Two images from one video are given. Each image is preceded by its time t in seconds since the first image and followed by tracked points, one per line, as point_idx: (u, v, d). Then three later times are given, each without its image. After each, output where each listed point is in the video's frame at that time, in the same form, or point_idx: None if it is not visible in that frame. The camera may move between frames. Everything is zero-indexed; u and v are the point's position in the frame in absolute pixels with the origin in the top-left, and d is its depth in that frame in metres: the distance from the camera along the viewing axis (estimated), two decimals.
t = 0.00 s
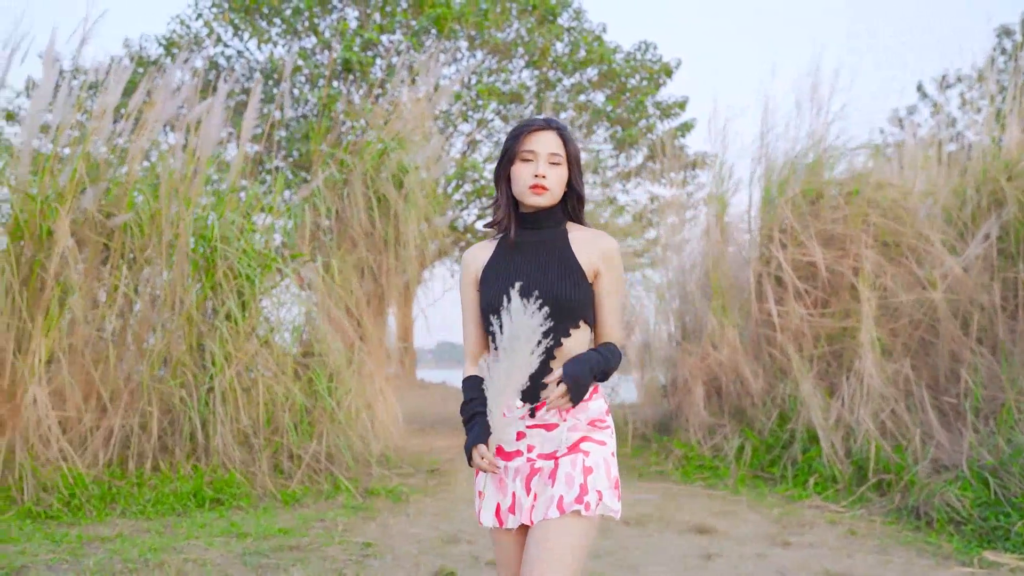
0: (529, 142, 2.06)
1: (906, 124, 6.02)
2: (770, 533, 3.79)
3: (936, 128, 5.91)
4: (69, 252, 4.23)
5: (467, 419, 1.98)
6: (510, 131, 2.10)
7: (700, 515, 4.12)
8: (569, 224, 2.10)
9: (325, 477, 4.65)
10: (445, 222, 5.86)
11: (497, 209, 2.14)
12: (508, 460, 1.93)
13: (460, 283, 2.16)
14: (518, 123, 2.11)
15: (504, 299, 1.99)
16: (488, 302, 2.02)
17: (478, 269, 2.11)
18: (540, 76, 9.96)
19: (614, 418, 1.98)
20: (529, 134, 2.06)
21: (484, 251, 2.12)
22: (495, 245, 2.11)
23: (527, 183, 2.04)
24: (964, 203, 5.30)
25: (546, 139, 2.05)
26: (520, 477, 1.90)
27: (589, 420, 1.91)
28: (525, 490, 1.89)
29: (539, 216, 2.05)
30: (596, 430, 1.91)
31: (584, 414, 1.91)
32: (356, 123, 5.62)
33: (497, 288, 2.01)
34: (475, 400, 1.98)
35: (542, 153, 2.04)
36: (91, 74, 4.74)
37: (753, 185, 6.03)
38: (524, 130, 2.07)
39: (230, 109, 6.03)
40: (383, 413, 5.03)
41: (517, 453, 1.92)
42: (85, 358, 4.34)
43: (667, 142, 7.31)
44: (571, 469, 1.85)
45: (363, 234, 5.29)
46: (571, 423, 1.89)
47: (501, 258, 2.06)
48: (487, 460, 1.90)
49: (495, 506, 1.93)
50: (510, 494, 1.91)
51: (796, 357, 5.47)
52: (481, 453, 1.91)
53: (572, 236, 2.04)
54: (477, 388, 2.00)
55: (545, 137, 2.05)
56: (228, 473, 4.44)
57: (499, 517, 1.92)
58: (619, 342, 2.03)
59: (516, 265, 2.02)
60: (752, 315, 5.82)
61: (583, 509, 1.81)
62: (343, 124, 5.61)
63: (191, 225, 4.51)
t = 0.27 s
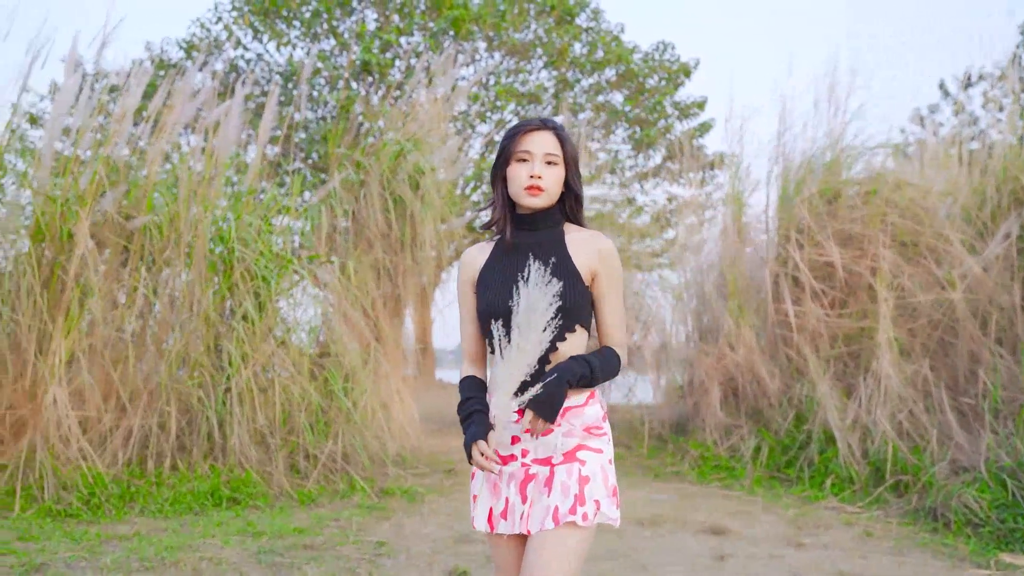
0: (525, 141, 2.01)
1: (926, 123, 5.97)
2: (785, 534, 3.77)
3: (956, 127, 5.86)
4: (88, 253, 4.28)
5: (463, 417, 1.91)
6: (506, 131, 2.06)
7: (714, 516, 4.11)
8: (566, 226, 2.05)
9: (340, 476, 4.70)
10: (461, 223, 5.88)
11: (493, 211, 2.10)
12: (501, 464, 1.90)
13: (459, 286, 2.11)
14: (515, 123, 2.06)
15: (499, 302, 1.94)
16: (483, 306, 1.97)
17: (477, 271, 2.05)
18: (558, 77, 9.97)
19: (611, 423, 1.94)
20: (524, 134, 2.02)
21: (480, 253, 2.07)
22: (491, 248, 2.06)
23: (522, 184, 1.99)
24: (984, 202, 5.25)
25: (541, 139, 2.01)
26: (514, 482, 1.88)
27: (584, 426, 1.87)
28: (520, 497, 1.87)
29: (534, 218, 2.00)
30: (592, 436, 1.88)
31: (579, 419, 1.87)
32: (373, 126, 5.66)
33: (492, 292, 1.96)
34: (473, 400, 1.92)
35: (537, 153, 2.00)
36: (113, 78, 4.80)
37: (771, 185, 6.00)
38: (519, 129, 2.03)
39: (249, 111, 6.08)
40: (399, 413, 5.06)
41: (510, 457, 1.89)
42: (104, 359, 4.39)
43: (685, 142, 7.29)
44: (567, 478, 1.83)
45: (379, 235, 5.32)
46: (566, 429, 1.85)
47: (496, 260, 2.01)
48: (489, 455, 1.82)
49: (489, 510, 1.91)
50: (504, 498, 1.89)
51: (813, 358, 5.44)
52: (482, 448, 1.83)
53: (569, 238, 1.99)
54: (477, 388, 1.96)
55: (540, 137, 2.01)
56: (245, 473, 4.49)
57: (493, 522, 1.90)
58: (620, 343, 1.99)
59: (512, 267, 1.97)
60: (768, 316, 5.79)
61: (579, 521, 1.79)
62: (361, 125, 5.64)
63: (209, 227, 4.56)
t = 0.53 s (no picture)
0: (515, 144, 2.02)
1: (947, 122, 5.91)
2: (799, 536, 3.76)
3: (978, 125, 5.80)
4: (109, 256, 4.35)
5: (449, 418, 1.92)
6: (497, 133, 2.07)
7: (729, 518, 4.10)
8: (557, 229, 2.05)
9: (358, 477, 4.73)
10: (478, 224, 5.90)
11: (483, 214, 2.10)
12: (489, 474, 1.91)
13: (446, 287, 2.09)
14: (505, 125, 2.07)
15: (487, 306, 1.94)
16: (471, 311, 1.97)
17: (465, 275, 2.05)
18: (577, 77, 9.97)
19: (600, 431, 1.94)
20: (514, 136, 2.02)
21: (469, 256, 2.06)
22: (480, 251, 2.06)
23: (512, 187, 2.00)
24: (1005, 202, 5.19)
25: (531, 141, 2.01)
26: (502, 492, 1.88)
27: (571, 435, 1.87)
28: (508, 508, 1.87)
29: (525, 221, 2.00)
30: (579, 446, 1.88)
31: (566, 428, 1.87)
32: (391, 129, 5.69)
33: (480, 296, 1.96)
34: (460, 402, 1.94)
35: (527, 156, 2.00)
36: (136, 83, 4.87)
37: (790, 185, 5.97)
38: (509, 131, 2.03)
39: (269, 114, 6.14)
40: (416, 414, 5.08)
41: (497, 467, 1.89)
42: (125, 360, 4.42)
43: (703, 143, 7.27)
44: (553, 491, 1.83)
45: (396, 237, 5.34)
46: (552, 439, 1.86)
47: (485, 265, 2.01)
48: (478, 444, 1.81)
49: (478, 521, 1.91)
50: (492, 509, 1.89)
51: (831, 359, 5.42)
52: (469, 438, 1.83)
53: (559, 241, 1.99)
54: (464, 388, 1.98)
55: (530, 140, 2.01)
56: (263, 473, 4.53)
57: (482, 533, 1.90)
58: (614, 349, 1.98)
59: (500, 272, 1.97)
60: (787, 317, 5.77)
61: (565, 536, 1.80)
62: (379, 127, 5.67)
63: (227, 229, 4.61)
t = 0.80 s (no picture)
0: (502, 138, 2.02)
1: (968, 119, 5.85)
2: (814, 538, 3.74)
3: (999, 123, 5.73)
4: (127, 258, 4.40)
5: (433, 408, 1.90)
6: (484, 129, 2.07)
7: (743, 518, 4.08)
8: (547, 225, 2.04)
9: (373, 477, 4.77)
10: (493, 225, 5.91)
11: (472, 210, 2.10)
12: (476, 475, 1.91)
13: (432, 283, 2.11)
14: (493, 120, 2.08)
15: (472, 300, 1.94)
16: (457, 305, 1.97)
17: (451, 269, 2.07)
18: (595, 77, 9.95)
19: (586, 426, 1.94)
20: (502, 131, 2.03)
21: (457, 252, 2.07)
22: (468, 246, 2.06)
23: (500, 181, 2.00)
24: None
25: (518, 134, 2.01)
26: (489, 493, 1.88)
27: (556, 431, 1.87)
28: (497, 509, 1.87)
29: (515, 216, 2.00)
30: (566, 443, 1.88)
31: (551, 424, 1.87)
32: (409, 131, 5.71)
33: (466, 290, 1.96)
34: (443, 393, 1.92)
35: (514, 149, 2.01)
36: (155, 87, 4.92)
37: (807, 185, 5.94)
38: (497, 126, 2.04)
39: (287, 116, 6.18)
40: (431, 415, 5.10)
41: (484, 466, 1.89)
42: (143, 361, 4.47)
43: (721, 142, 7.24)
44: (541, 491, 1.83)
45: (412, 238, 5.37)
46: (537, 435, 1.85)
47: (472, 259, 2.01)
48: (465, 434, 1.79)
49: (467, 524, 1.91)
50: (481, 511, 1.89)
51: (849, 360, 5.38)
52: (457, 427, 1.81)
53: (548, 237, 1.99)
54: (448, 379, 1.98)
55: (517, 133, 2.02)
56: (279, 473, 4.56)
57: (471, 536, 1.90)
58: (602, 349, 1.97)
59: (487, 266, 1.97)
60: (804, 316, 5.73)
61: (555, 538, 1.81)
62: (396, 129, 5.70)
63: (243, 230, 4.65)
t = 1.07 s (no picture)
0: (491, 134, 2.03)
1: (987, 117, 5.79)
2: (827, 539, 3.72)
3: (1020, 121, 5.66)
4: (143, 260, 4.45)
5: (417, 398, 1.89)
6: (474, 127, 2.08)
7: (756, 519, 4.07)
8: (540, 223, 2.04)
9: (387, 477, 4.79)
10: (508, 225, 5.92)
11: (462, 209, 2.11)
12: (464, 475, 1.89)
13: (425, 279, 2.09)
14: (482, 118, 2.09)
15: (460, 295, 1.93)
16: (445, 301, 1.96)
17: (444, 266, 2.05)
18: (612, 78, 9.95)
19: (577, 425, 1.91)
20: (491, 128, 2.04)
21: (448, 248, 2.06)
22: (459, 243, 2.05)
23: (490, 179, 2.00)
24: None
25: (508, 130, 2.03)
26: (478, 494, 1.86)
27: (546, 430, 1.85)
28: (485, 510, 1.85)
29: (506, 214, 1.99)
30: (556, 442, 1.86)
31: (540, 422, 1.85)
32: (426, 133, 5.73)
33: (455, 287, 1.96)
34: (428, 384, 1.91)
35: (504, 146, 2.01)
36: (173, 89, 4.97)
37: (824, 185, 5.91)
38: (486, 123, 2.05)
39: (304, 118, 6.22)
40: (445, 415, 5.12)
41: (472, 466, 1.88)
42: (159, 362, 4.51)
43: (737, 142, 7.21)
44: (530, 491, 1.82)
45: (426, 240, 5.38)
46: (526, 434, 1.84)
47: (463, 256, 2.00)
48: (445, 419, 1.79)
49: (456, 525, 1.89)
50: (470, 512, 1.88)
51: (864, 360, 5.34)
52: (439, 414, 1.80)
53: (540, 234, 1.98)
54: (434, 372, 1.96)
55: (507, 129, 2.03)
56: (293, 472, 4.60)
57: (461, 537, 1.89)
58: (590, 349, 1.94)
59: (477, 263, 1.96)
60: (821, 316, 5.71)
61: (544, 539, 1.80)
62: (411, 131, 5.73)
63: (259, 231, 4.69)
